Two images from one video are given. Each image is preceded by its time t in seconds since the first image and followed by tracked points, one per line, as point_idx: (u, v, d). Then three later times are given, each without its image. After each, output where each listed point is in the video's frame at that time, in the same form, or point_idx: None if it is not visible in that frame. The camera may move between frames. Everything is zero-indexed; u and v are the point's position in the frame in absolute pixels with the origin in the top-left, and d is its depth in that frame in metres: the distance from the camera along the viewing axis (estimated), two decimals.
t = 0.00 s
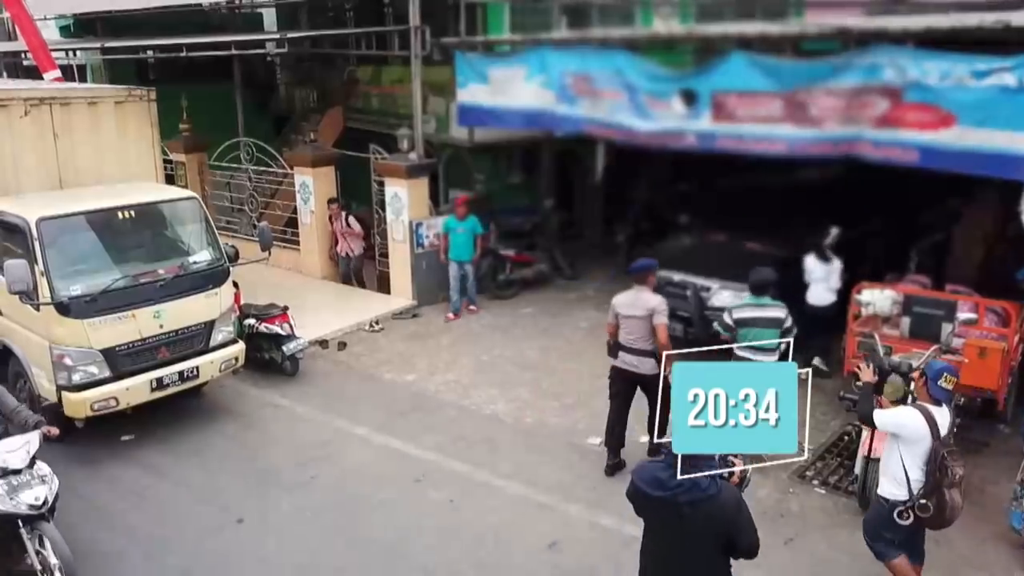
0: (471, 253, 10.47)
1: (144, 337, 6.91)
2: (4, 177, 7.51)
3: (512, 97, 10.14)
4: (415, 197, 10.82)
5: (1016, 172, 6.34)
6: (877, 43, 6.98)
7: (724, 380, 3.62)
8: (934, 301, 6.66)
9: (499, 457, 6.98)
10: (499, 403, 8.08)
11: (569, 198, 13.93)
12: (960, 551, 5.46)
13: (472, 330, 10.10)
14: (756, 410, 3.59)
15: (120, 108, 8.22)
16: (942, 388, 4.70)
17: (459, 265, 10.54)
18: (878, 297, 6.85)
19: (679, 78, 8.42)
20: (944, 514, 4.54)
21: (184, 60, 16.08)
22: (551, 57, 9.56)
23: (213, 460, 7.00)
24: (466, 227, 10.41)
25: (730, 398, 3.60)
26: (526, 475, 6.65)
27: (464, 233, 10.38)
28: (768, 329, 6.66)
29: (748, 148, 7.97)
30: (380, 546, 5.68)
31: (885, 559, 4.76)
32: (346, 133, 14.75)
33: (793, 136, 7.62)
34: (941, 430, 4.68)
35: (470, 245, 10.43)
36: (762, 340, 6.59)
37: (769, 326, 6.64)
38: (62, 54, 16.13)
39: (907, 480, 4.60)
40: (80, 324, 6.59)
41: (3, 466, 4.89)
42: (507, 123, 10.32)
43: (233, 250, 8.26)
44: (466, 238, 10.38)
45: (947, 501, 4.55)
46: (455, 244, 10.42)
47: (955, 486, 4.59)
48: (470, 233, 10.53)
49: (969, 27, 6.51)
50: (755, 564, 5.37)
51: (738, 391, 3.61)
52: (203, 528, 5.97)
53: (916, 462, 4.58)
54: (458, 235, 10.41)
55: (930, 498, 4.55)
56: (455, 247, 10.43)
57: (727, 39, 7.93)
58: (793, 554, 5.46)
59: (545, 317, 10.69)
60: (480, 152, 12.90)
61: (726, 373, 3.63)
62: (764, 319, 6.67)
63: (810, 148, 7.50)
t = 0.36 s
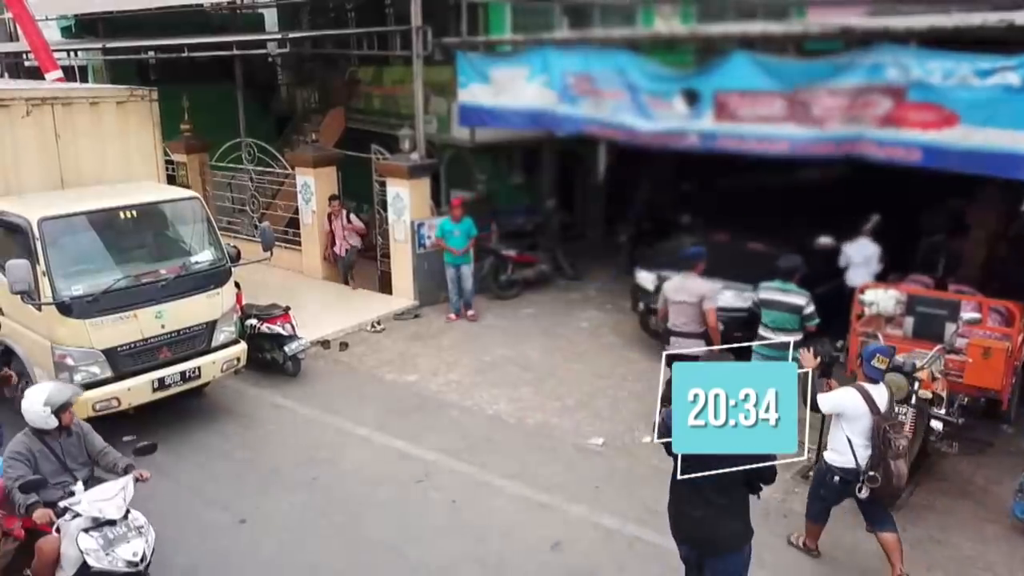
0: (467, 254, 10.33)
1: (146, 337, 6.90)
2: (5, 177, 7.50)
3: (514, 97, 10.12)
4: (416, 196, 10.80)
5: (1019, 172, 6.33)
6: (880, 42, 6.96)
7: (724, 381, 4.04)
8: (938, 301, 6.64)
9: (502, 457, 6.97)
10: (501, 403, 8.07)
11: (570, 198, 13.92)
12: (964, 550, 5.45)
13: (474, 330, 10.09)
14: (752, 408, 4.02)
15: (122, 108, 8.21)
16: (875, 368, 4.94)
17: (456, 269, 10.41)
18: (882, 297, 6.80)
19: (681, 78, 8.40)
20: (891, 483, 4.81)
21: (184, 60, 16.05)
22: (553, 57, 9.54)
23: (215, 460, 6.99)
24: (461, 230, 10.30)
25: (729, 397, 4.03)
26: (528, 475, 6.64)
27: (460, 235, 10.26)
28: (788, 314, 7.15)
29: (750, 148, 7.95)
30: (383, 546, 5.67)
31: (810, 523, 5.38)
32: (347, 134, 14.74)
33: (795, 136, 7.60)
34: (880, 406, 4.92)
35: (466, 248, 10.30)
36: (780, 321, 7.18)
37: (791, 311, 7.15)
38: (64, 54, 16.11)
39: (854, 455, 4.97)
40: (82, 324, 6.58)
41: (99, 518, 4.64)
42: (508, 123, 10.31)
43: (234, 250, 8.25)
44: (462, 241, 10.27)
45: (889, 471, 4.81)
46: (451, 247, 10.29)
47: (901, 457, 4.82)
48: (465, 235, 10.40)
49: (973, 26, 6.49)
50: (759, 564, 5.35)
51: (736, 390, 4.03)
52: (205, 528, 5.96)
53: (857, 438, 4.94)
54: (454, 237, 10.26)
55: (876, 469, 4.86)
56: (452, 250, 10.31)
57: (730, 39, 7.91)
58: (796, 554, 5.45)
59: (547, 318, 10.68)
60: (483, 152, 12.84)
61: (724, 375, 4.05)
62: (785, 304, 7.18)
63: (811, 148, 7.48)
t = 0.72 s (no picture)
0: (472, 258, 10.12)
1: (147, 337, 6.89)
2: (6, 177, 7.49)
3: (516, 97, 10.10)
4: (417, 196, 10.79)
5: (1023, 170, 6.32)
6: (882, 41, 6.94)
7: (724, 381, 4.71)
8: (941, 301, 6.64)
9: (504, 457, 6.95)
10: (502, 404, 8.06)
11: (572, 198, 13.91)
12: (966, 550, 5.43)
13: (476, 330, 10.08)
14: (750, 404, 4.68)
15: (123, 107, 8.19)
16: (824, 342, 5.24)
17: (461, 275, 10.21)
18: (885, 296, 6.69)
19: (682, 78, 8.38)
20: (834, 448, 5.11)
21: (185, 60, 16.03)
22: (555, 57, 9.52)
23: (216, 460, 6.98)
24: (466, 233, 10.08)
25: (729, 395, 4.69)
26: (530, 475, 6.62)
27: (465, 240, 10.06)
28: (814, 297, 7.70)
29: (751, 147, 7.94)
30: (385, 546, 5.66)
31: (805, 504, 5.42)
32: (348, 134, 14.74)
33: (797, 136, 7.57)
34: (829, 377, 5.23)
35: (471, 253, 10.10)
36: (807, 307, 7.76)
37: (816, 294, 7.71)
38: (65, 55, 16.10)
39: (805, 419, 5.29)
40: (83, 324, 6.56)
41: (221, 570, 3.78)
42: (509, 122, 10.29)
43: (235, 250, 8.23)
44: (468, 246, 10.07)
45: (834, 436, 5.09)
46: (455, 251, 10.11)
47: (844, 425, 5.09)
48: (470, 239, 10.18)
49: (977, 25, 6.47)
50: (763, 564, 5.34)
51: (736, 390, 4.70)
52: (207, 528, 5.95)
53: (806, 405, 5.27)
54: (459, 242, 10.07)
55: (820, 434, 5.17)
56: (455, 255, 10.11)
57: (732, 39, 7.89)
58: (800, 554, 5.43)
59: (549, 318, 10.66)
60: (484, 152, 12.85)
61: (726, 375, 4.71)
62: (810, 288, 7.71)
63: (814, 148, 7.46)
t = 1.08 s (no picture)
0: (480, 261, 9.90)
1: (148, 337, 6.86)
2: (7, 176, 7.48)
3: (518, 97, 10.08)
4: (418, 196, 10.78)
5: None
6: (885, 39, 6.91)
7: (724, 381, 5.17)
8: (944, 300, 6.62)
9: (506, 457, 6.93)
10: (504, 404, 8.04)
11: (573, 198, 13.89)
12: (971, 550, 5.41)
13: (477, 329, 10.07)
14: (750, 403, 5.13)
15: (124, 107, 8.17)
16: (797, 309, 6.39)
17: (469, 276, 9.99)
18: (888, 296, 6.68)
19: (684, 77, 8.36)
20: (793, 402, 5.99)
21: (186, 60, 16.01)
22: (557, 56, 9.50)
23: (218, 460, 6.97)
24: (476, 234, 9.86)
25: (729, 395, 5.16)
26: (532, 475, 6.61)
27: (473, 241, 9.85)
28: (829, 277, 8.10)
29: (754, 146, 7.92)
30: (386, 546, 5.64)
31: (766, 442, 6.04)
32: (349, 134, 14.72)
33: (799, 135, 7.55)
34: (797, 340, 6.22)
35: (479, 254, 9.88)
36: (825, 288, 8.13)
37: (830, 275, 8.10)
38: (66, 55, 16.08)
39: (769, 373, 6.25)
40: (85, 323, 6.55)
41: None
42: (510, 122, 10.28)
43: (238, 250, 8.21)
44: (477, 247, 9.87)
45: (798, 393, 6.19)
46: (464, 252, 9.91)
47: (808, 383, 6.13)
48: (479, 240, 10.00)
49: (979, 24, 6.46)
50: (766, 564, 5.32)
51: (736, 389, 5.15)
52: (209, 528, 5.93)
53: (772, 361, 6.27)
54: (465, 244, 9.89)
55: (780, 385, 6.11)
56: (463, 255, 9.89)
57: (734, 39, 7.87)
58: (804, 554, 5.41)
59: (551, 318, 10.65)
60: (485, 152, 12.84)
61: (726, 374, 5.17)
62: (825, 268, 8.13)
63: (816, 148, 7.43)
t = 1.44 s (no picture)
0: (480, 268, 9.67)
1: (150, 336, 6.86)
2: (9, 176, 7.48)
3: (519, 97, 10.08)
4: (420, 196, 10.78)
5: None
6: (886, 38, 6.91)
7: (724, 382, 5.66)
8: (945, 300, 6.62)
9: (507, 456, 6.93)
10: (506, 403, 8.04)
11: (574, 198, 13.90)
12: (973, 550, 5.41)
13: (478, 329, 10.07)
14: (749, 403, 5.65)
15: (125, 106, 8.18)
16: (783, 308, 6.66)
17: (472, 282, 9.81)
18: (890, 296, 6.64)
19: (686, 77, 8.36)
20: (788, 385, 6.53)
21: (186, 60, 15.99)
22: (558, 56, 9.50)
23: (219, 460, 6.97)
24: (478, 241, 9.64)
25: (729, 395, 5.66)
26: (534, 475, 6.60)
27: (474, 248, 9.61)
28: (856, 267, 8.20)
29: (756, 146, 7.92)
30: (388, 546, 5.63)
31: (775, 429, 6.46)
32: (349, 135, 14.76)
33: (801, 135, 7.53)
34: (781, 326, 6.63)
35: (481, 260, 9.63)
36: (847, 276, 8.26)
37: (858, 265, 8.18)
38: (68, 56, 16.09)
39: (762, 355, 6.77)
40: (87, 323, 6.55)
41: None
42: (510, 122, 10.29)
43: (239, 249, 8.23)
44: (478, 253, 9.62)
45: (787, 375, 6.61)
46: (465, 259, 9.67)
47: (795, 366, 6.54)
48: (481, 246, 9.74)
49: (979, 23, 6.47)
50: (769, 564, 5.32)
51: (736, 390, 5.65)
52: (210, 528, 5.93)
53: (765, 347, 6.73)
54: (467, 250, 9.65)
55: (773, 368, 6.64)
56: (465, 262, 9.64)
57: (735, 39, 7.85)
58: (806, 554, 5.40)
59: (552, 318, 10.65)
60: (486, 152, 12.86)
61: (727, 377, 5.65)
62: (853, 258, 8.19)
63: (817, 148, 7.42)
